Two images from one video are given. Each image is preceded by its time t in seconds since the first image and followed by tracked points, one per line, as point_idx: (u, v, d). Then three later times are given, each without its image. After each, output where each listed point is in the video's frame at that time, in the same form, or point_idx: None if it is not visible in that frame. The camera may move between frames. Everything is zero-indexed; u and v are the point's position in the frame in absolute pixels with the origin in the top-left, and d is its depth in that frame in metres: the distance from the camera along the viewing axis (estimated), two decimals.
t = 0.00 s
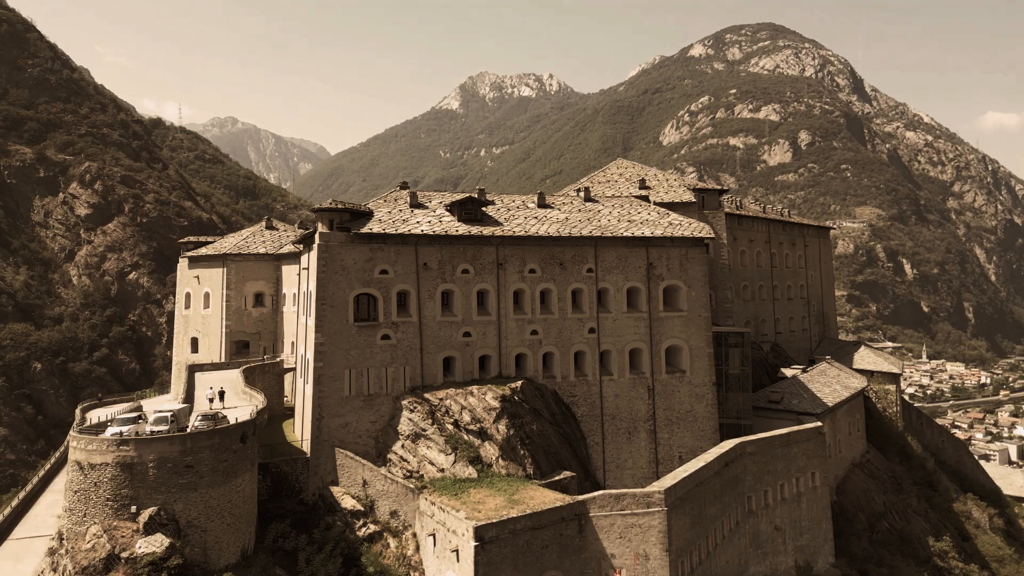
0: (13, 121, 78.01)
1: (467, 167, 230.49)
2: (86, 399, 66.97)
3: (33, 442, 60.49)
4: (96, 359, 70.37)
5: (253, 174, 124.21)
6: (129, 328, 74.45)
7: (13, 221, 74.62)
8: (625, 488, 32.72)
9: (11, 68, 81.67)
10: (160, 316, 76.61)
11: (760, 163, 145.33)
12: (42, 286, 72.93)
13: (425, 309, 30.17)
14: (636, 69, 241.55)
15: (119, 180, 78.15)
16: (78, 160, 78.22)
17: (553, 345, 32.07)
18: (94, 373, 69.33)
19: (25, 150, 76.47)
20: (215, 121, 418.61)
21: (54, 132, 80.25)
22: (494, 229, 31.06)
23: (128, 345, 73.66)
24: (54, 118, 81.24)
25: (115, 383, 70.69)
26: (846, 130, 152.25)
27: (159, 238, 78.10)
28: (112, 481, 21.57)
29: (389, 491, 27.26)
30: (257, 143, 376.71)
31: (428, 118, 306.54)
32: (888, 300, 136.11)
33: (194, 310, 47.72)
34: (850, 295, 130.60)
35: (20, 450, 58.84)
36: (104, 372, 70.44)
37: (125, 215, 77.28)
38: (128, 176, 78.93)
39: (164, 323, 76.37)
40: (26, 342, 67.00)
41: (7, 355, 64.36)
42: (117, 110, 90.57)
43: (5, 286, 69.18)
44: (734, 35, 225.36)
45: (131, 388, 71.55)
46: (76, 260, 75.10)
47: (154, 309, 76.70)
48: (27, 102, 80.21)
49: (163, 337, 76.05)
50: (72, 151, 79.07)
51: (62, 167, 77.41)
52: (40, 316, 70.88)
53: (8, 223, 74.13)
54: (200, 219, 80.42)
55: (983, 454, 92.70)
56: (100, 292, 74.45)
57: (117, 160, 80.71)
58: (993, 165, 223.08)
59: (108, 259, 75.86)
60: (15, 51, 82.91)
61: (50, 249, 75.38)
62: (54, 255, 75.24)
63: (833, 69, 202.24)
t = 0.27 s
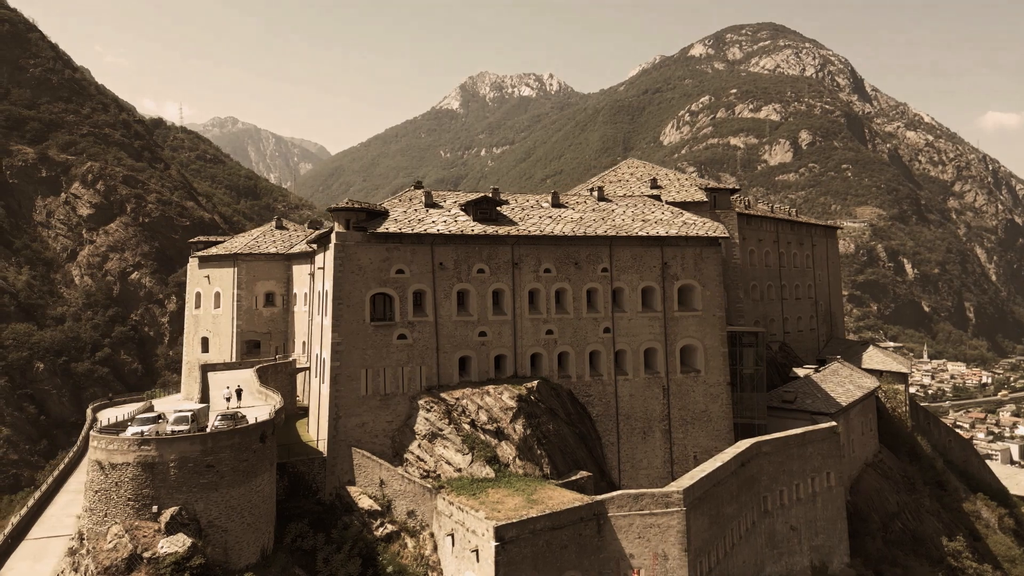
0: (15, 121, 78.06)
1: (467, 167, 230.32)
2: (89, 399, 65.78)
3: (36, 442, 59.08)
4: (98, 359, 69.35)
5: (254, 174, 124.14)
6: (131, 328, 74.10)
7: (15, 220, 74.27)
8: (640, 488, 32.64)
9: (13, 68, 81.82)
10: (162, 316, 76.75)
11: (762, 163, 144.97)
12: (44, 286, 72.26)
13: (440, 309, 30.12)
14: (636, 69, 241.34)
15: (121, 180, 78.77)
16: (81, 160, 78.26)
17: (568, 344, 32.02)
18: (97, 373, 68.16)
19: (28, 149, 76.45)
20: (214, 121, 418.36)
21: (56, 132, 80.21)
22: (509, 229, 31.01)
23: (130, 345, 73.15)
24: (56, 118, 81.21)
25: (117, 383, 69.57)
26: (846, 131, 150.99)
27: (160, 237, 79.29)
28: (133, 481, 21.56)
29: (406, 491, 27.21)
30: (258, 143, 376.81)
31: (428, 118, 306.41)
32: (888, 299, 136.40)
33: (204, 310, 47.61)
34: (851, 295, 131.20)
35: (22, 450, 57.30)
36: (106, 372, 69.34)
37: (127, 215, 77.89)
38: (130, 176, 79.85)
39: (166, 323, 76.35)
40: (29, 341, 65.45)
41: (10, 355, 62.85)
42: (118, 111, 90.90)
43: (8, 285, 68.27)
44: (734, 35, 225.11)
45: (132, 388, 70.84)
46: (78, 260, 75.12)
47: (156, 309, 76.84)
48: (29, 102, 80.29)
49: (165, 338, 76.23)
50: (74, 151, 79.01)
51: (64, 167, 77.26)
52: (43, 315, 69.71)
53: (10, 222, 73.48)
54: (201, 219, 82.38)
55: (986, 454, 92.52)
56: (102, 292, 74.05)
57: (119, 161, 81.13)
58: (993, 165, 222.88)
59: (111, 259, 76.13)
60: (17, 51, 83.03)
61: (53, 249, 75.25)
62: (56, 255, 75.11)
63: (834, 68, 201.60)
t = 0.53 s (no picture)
0: (17, 122, 78.19)
1: (467, 167, 230.17)
2: (91, 400, 65.54)
3: (38, 442, 58.95)
4: (101, 359, 68.92)
5: (255, 174, 124.13)
6: (133, 328, 73.77)
7: (17, 221, 74.73)
8: (655, 488, 32.60)
9: (15, 68, 81.89)
10: (164, 316, 76.09)
11: (762, 163, 144.68)
12: (46, 286, 72.09)
13: (456, 309, 30.08)
14: (636, 69, 241.09)
15: (123, 180, 78.90)
16: (83, 160, 78.37)
17: (583, 344, 31.97)
18: (99, 373, 67.70)
19: (30, 150, 76.64)
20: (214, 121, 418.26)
21: (58, 132, 80.25)
22: (525, 229, 30.95)
23: (132, 345, 72.41)
24: (58, 118, 81.26)
25: (120, 383, 68.80)
26: (847, 130, 149.62)
27: (162, 237, 79.41)
28: (154, 480, 21.53)
29: (423, 490, 27.18)
30: (258, 143, 377.05)
31: (428, 118, 306.35)
32: (888, 299, 136.90)
33: (214, 310, 47.58)
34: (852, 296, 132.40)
35: (25, 451, 57.08)
36: (108, 372, 68.78)
37: (129, 215, 77.94)
38: (132, 176, 79.96)
39: (169, 323, 75.80)
40: (31, 341, 65.30)
41: (12, 355, 62.67)
42: (120, 111, 91.04)
43: (11, 285, 68.34)
44: (735, 35, 224.83)
45: (135, 390, 69.86)
46: (81, 260, 75.12)
47: (159, 309, 76.29)
48: (31, 102, 80.42)
49: (168, 338, 75.32)
50: (76, 151, 79.09)
51: (66, 167, 77.33)
52: (45, 315, 69.72)
53: (13, 223, 74.23)
54: (203, 218, 82.90)
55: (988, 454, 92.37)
56: (104, 292, 73.76)
57: (121, 160, 81.29)
58: (993, 165, 222.46)
59: (113, 259, 75.99)
60: (18, 51, 83.09)
61: (55, 249, 75.34)
62: (58, 255, 75.21)
63: (835, 68, 201.04)
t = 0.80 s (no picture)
0: (19, 122, 78.25)
1: (468, 167, 230.06)
2: (94, 401, 65.17)
3: (41, 442, 58.74)
4: (103, 359, 68.64)
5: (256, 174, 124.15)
6: (136, 329, 73.55)
7: (20, 221, 74.80)
8: (670, 488, 32.58)
9: (17, 68, 81.93)
10: (167, 317, 76.16)
11: (763, 163, 144.43)
12: (49, 286, 72.04)
13: (472, 309, 30.06)
14: (637, 69, 240.98)
15: (125, 180, 79.14)
16: (85, 160, 78.57)
17: (599, 344, 31.93)
18: (102, 373, 67.39)
19: (32, 150, 76.76)
20: (214, 121, 418.13)
21: (60, 132, 80.32)
22: (541, 229, 30.91)
23: (135, 346, 72.32)
24: (60, 118, 81.35)
25: (123, 384, 68.65)
26: (847, 130, 149.12)
27: (165, 237, 79.33)
28: (176, 480, 21.53)
29: (441, 490, 27.18)
30: (258, 143, 377.35)
31: (428, 118, 306.40)
32: (889, 298, 136.77)
33: (225, 310, 47.49)
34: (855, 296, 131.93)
35: (27, 450, 56.90)
36: (111, 372, 68.56)
37: (131, 215, 78.05)
38: (134, 176, 80.15)
39: (171, 323, 75.75)
40: (34, 341, 65.10)
41: (15, 355, 62.51)
42: (121, 111, 91.18)
43: (14, 285, 68.15)
44: (735, 35, 224.69)
45: (137, 389, 69.65)
46: (83, 260, 75.11)
47: (161, 309, 76.29)
48: (33, 102, 80.60)
49: (170, 338, 75.41)
50: (78, 151, 79.26)
51: (68, 167, 77.52)
52: (48, 315, 69.46)
53: (16, 223, 74.31)
54: (205, 219, 82.90)
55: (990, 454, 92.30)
56: (106, 292, 73.65)
57: (123, 160, 81.40)
58: (994, 165, 222.19)
59: (115, 259, 75.99)
60: (20, 51, 83.05)
61: (57, 249, 75.19)
62: (60, 255, 75.05)
63: (835, 68, 200.96)
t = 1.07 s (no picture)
0: (21, 121, 78.23)
1: (468, 167, 229.99)
2: (97, 400, 65.12)
3: (43, 442, 58.80)
4: (106, 359, 68.52)
5: (257, 174, 124.12)
6: (138, 328, 73.40)
7: (22, 221, 74.79)
8: (686, 489, 32.56)
9: (19, 68, 81.92)
10: (169, 316, 76.30)
11: (763, 163, 143.56)
12: (51, 286, 72.07)
13: (489, 309, 30.04)
14: (637, 69, 240.93)
15: (128, 180, 79.26)
16: (87, 160, 78.70)
17: (614, 344, 31.90)
18: (105, 373, 67.23)
19: (34, 149, 76.74)
20: (214, 122, 418.20)
21: (62, 132, 80.34)
22: (557, 229, 30.88)
23: (137, 346, 72.22)
24: (62, 118, 81.37)
25: (126, 384, 68.64)
26: (849, 130, 148.50)
27: (167, 237, 79.49)
28: (198, 481, 21.53)
29: (459, 491, 27.17)
30: (259, 143, 377.68)
31: (429, 118, 306.40)
32: (890, 297, 136.34)
33: (235, 310, 47.51)
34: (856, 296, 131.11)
35: (30, 451, 56.97)
36: (114, 371, 68.46)
37: (134, 215, 78.18)
38: (136, 176, 80.24)
39: (174, 323, 75.95)
40: (37, 341, 65.06)
41: (19, 355, 62.47)
42: (124, 110, 91.17)
43: (16, 285, 68.11)
44: (736, 35, 224.43)
45: (140, 389, 69.68)
46: (85, 260, 75.06)
47: (163, 309, 76.44)
48: (36, 102, 80.53)
49: (173, 337, 75.42)
50: (80, 151, 79.34)
51: (71, 167, 77.73)
52: (51, 315, 69.43)
53: (18, 223, 74.36)
54: (208, 218, 82.96)
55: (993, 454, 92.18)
56: (109, 292, 73.73)
57: (125, 160, 81.37)
58: (995, 164, 221.87)
59: (118, 259, 76.05)
60: (22, 51, 82.97)
61: (59, 249, 75.20)
62: (62, 255, 75.03)
63: (836, 68, 200.71)
